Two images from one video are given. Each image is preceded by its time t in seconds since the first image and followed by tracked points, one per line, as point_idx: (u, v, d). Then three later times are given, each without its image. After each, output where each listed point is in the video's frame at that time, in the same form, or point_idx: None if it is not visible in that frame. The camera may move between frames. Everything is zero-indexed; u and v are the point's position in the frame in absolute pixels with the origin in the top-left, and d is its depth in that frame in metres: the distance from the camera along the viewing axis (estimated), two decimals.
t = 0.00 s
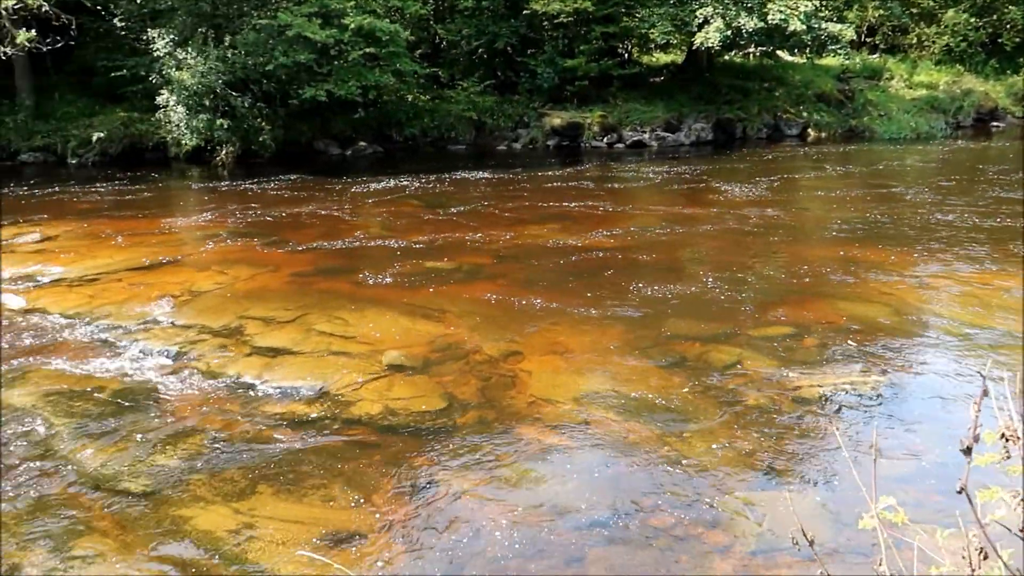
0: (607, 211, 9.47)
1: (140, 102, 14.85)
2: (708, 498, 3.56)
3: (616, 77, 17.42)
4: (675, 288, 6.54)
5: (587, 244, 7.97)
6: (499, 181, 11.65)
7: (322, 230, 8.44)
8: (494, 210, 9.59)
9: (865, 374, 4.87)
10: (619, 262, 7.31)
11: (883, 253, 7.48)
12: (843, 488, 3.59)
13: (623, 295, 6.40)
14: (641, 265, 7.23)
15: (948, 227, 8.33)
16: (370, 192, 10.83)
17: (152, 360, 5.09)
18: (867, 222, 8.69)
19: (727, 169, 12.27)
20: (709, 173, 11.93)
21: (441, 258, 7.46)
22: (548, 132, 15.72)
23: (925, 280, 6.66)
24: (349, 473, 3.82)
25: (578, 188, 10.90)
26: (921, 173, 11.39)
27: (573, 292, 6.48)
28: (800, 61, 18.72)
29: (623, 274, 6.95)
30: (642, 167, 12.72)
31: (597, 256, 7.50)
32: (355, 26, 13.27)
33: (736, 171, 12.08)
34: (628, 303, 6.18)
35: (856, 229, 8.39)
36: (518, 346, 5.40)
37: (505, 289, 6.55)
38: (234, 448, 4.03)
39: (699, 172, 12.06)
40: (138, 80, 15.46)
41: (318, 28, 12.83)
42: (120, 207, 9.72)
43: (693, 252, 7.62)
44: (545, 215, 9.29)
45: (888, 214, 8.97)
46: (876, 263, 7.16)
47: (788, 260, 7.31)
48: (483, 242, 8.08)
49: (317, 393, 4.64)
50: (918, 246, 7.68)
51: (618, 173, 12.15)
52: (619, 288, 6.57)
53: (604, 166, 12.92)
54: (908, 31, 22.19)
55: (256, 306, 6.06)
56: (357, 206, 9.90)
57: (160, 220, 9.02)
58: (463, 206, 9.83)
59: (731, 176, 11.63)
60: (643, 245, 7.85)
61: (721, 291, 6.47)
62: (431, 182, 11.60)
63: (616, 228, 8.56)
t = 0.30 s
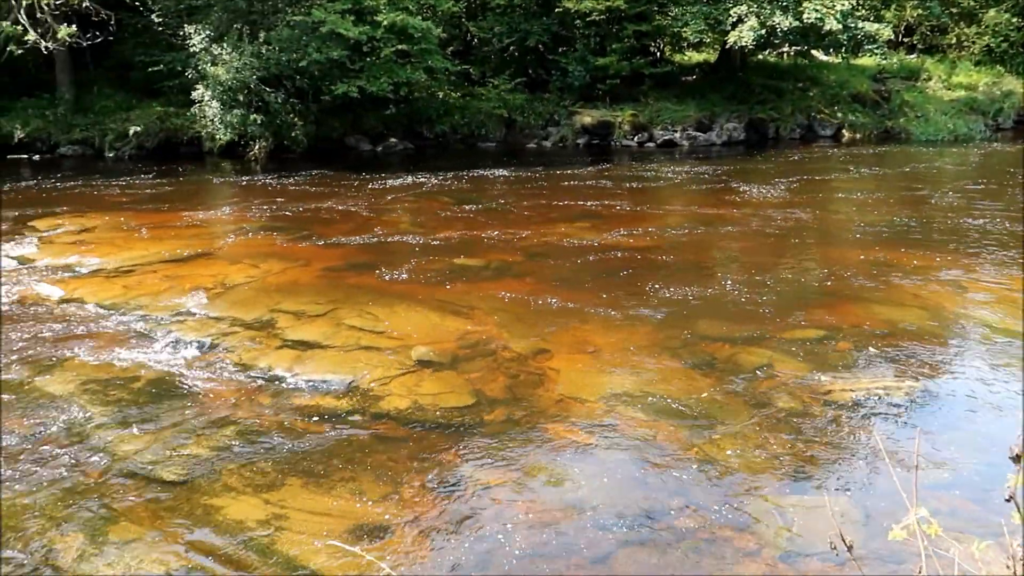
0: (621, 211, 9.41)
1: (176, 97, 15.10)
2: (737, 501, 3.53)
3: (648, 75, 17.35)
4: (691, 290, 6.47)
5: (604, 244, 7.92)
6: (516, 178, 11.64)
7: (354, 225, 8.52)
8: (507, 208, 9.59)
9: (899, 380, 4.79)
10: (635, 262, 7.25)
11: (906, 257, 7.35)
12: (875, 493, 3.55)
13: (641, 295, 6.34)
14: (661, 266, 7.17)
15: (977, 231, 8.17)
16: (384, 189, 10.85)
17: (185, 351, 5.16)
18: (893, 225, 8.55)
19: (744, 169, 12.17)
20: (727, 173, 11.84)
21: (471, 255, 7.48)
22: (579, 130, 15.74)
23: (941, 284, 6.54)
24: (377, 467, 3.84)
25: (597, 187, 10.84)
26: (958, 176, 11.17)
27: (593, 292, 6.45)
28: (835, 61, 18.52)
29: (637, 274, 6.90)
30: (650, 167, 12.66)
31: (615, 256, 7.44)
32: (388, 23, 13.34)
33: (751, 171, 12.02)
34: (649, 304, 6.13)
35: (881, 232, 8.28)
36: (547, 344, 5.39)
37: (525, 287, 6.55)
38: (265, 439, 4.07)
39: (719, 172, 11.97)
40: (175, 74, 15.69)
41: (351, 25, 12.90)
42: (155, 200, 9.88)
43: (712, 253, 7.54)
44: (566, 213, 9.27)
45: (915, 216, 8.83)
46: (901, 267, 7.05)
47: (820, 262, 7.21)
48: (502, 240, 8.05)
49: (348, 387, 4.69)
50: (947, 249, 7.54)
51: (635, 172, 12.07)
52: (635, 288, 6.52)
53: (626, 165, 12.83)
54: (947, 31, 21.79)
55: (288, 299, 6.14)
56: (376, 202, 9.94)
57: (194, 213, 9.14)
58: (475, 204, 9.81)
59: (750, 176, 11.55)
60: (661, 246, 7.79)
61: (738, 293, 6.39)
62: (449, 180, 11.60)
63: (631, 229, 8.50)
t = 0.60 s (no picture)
0: (640, 213, 9.35)
1: (212, 95, 15.34)
2: (769, 509, 3.49)
3: (680, 78, 17.25)
4: (709, 295, 6.40)
5: (623, 246, 7.87)
6: (533, 180, 11.63)
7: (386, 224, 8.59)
8: (522, 209, 9.58)
9: (935, 390, 4.69)
10: (655, 266, 7.20)
11: (935, 264, 7.22)
12: (910, 505, 3.48)
13: (662, 298, 6.30)
14: (680, 269, 7.11)
15: (1009, 239, 8.00)
16: (398, 189, 10.89)
17: (218, 346, 5.23)
18: (920, 231, 8.40)
19: (765, 174, 12.05)
20: (748, 177, 11.72)
21: (501, 256, 7.49)
22: (610, 132, 15.71)
23: (965, 293, 6.41)
24: (406, 465, 3.86)
25: (615, 190, 10.78)
26: (998, 183, 10.93)
27: (622, 293, 6.43)
28: (872, 64, 18.24)
29: (654, 278, 6.85)
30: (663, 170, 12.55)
31: (635, 259, 7.39)
32: (421, 24, 13.40)
33: (771, 175, 11.91)
34: (675, 308, 6.08)
35: (909, 238, 8.16)
36: (577, 346, 5.38)
37: (550, 289, 6.54)
38: (296, 435, 4.11)
39: (738, 176, 11.86)
40: (211, 73, 15.94)
41: (384, 26, 12.97)
42: (190, 197, 10.02)
43: (735, 258, 7.45)
44: (593, 215, 9.24)
45: (947, 223, 8.68)
46: (937, 274, 6.92)
47: (854, 269, 7.10)
48: (520, 241, 8.03)
49: (378, 385, 4.72)
50: (977, 257, 7.39)
51: (653, 175, 12.00)
52: (655, 291, 6.49)
53: (645, 168, 12.72)
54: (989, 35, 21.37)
55: (319, 295, 6.21)
56: (395, 202, 9.98)
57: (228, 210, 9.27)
58: (489, 205, 9.81)
59: (770, 180, 11.43)
60: (682, 250, 7.73)
61: (758, 298, 6.32)
62: (467, 180, 11.61)
63: (646, 232, 8.44)
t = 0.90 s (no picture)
0: (668, 216, 9.29)
1: (251, 94, 15.60)
2: (804, 517, 3.44)
3: (718, 80, 17.11)
4: (731, 300, 6.33)
5: (648, 249, 7.82)
6: (553, 181, 11.64)
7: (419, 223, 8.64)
8: (543, 210, 9.57)
9: (976, 401, 4.58)
10: (679, 269, 7.13)
11: (977, 272, 7.05)
12: (949, 518, 3.40)
13: (696, 303, 6.24)
14: (703, 273, 7.05)
15: None
16: (417, 188, 10.95)
17: (255, 341, 5.30)
18: (954, 238, 8.21)
19: (792, 177, 11.90)
20: (773, 181, 11.59)
21: (534, 257, 7.48)
22: (645, 134, 15.59)
23: (998, 302, 6.24)
24: (437, 464, 3.87)
25: (639, 193, 10.72)
26: None
27: (656, 295, 6.42)
28: (915, 67, 17.91)
29: (675, 282, 6.79)
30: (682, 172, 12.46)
31: (658, 263, 7.33)
32: (458, 25, 13.47)
33: (798, 179, 11.76)
34: (705, 313, 6.01)
35: (951, 244, 7.99)
36: (609, 348, 5.36)
37: (582, 290, 6.53)
38: (331, 431, 4.15)
39: (760, 180, 11.75)
40: (251, 72, 16.19)
41: (421, 26, 13.05)
42: (228, 194, 10.17)
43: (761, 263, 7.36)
44: (626, 217, 9.20)
45: (991, 230, 8.46)
46: (979, 282, 6.76)
47: (893, 275, 6.97)
48: (542, 243, 8.00)
49: (411, 382, 4.75)
50: (1016, 265, 7.20)
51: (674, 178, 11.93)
52: (689, 294, 6.47)
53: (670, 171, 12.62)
54: None
55: (355, 292, 6.28)
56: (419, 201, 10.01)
57: (265, 208, 9.39)
58: (508, 206, 9.82)
59: (796, 184, 11.29)
60: (710, 254, 7.65)
61: (783, 305, 6.22)
62: (488, 180, 11.65)
63: (666, 236, 8.38)
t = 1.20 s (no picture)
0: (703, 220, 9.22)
1: (292, 95, 15.88)
2: (843, 527, 3.38)
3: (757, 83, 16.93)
4: (752, 308, 6.18)
5: (679, 254, 7.74)
6: (572, 184, 11.61)
7: (453, 224, 8.69)
8: (567, 212, 9.56)
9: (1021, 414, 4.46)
10: (704, 275, 7.05)
11: None
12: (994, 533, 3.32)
13: (734, 308, 6.18)
14: (724, 278, 6.96)
15: None
16: (441, 189, 11.00)
17: (292, 339, 5.36)
18: (993, 246, 7.94)
19: (820, 183, 11.72)
20: (799, 186, 11.44)
21: (569, 259, 7.47)
22: (682, 137, 15.41)
23: None
24: (471, 464, 3.88)
25: (662, 196, 10.64)
26: None
27: (692, 299, 6.39)
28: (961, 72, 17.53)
29: (696, 287, 6.72)
30: (704, 176, 12.38)
31: (687, 268, 7.24)
32: (496, 27, 13.46)
33: (827, 185, 11.56)
34: (737, 320, 5.92)
35: (997, 251, 7.81)
36: (644, 352, 5.33)
37: (616, 294, 6.50)
38: (367, 430, 4.18)
39: (787, 185, 11.61)
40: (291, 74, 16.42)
41: (459, 28, 13.13)
42: (267, 194, 10.33)
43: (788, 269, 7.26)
44: (662, 221, 9.14)
45: None
46: None
47: (936, 282, 6.84)
48: (568, 246, 7.96)
49: (446, 382, 4.77)
50: None
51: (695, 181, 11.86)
52: (728, 296, 6.46)
53: (695, 175, 12.50)
54: None
55: (391, 292, 6.33)
56: (444, 203, 10.04)
57: (304, 207, 9.51)
58: (531, 207, 9.87)
59: (822, 190, 11.13)
60: (742, 259, 7.56)
61: (809, 311, 6.11)
62: (511, 181, 11.75)
63: (688, 239, 8.32)
